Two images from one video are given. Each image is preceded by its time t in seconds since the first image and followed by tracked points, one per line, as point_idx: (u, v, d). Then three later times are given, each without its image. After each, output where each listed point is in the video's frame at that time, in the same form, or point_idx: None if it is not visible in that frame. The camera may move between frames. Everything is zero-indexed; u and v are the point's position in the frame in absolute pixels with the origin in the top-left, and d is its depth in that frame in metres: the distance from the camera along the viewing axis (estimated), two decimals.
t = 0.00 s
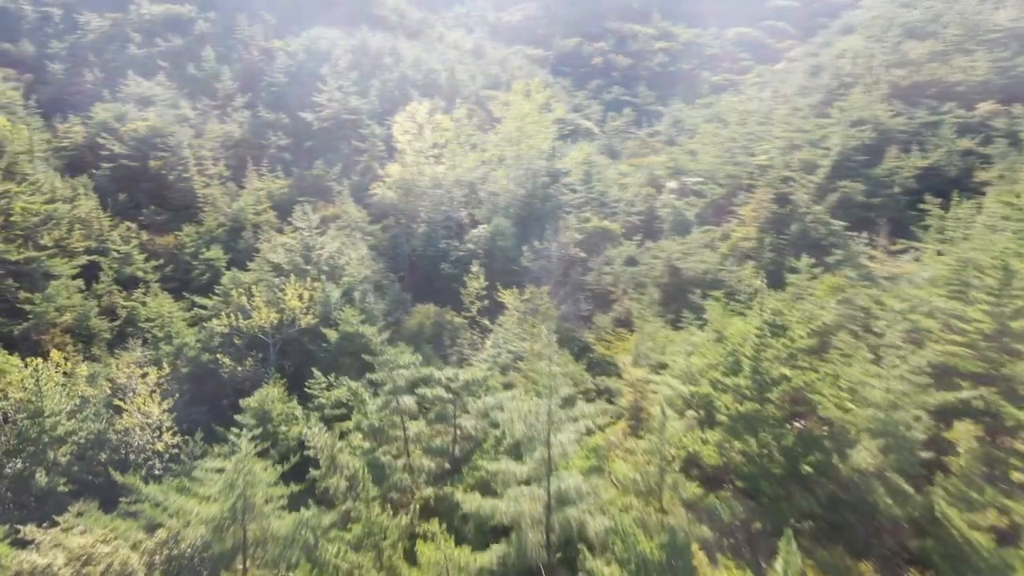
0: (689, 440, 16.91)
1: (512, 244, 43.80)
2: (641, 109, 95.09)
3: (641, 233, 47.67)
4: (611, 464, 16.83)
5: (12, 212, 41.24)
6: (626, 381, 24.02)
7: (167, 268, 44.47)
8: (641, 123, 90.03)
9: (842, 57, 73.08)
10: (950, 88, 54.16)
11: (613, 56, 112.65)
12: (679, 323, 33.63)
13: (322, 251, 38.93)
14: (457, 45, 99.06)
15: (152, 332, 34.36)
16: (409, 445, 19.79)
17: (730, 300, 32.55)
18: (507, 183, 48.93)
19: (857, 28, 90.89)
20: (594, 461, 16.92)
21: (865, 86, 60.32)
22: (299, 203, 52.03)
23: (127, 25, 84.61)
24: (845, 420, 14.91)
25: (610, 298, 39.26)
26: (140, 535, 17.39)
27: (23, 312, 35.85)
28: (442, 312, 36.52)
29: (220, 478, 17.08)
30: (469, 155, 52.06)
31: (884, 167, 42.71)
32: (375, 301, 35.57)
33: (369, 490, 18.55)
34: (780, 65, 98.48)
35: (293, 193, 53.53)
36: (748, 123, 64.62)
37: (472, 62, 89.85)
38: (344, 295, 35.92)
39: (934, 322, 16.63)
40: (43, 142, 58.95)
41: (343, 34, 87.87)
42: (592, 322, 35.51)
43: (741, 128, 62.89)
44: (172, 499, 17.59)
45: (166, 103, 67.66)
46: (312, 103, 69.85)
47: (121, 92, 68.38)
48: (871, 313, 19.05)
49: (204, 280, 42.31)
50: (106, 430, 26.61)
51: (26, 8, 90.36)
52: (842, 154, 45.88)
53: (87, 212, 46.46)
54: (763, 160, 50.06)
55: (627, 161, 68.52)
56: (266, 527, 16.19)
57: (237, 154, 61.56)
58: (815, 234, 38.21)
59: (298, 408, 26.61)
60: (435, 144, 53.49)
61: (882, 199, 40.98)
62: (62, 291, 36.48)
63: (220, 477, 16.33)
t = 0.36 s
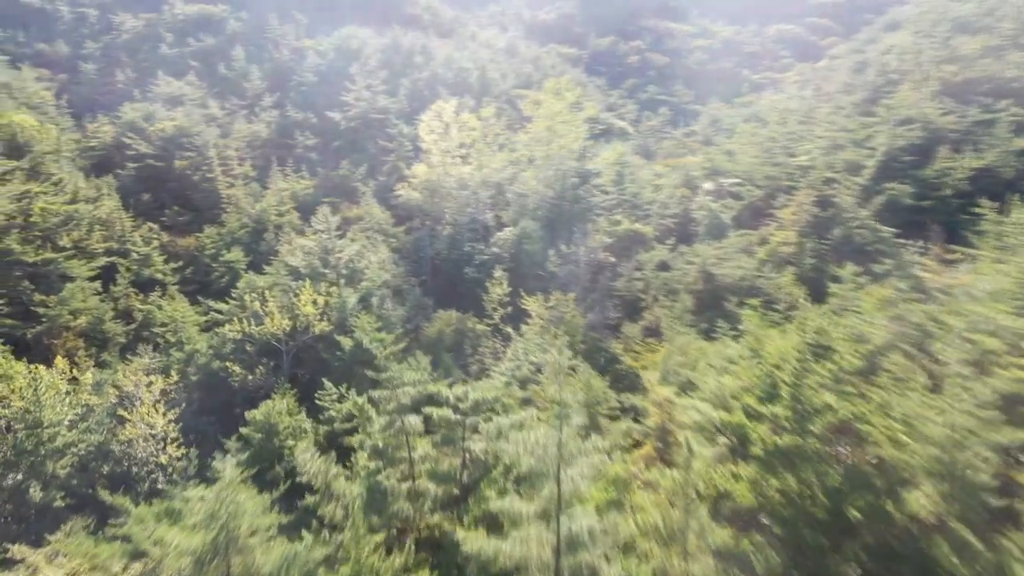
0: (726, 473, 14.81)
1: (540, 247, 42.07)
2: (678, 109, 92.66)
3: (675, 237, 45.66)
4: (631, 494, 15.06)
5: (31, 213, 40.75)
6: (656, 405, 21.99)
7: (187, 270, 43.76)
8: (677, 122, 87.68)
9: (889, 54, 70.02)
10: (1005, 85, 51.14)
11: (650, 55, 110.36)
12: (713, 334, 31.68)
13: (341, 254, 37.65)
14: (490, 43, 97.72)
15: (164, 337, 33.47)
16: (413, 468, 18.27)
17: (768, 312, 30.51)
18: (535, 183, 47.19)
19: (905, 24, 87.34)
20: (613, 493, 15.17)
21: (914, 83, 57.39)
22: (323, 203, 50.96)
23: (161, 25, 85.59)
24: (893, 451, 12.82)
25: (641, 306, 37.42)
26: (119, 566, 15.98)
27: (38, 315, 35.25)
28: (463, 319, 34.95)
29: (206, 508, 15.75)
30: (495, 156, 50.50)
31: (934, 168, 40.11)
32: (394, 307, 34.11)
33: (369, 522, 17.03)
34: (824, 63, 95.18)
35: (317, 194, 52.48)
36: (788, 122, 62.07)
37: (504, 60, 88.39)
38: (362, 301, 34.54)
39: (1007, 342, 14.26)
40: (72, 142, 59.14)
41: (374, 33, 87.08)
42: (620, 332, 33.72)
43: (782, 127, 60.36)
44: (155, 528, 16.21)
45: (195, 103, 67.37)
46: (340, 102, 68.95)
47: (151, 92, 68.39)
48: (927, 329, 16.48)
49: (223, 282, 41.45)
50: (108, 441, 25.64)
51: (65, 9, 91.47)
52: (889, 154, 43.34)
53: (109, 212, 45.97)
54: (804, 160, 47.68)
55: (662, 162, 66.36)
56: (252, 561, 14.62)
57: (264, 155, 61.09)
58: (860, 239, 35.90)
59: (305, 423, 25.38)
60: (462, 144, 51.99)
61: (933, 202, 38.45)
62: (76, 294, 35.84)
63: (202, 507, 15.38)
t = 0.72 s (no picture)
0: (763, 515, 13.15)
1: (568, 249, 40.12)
2: (716, 108, 90.09)
3: (710, 241, 43.67)
4: (654, 535, 13.60)
5: (49, 213, 40.01)
6: (686, 435, 20.11)
7: (206, 273, 42.83)
8: (715, 121, 85.12)
9: (939, 50, 66.82)
10: None
11: (687, 53, 107.82)
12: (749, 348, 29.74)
13: (359, 258, 36.36)
14: (523, 41, 96.13)
15: (176, 343, 32.40)
16: (414, 495, 16.78)
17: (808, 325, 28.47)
18: (563, 182, 45.34)
19: (955, 18, 83.63)
20: (631, 534, 13.82)
21: (966, 78, 54.34)
22: (346, 204, 49.82)
23: (193, 25, 85.64)
24: (955, 500, 10.93)
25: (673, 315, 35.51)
26: None
27: (50, 318, 34.50)
28: (485, 326, 33.44)
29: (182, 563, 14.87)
30: (523, 155, 48.78)
31: (990, 170, 37.47)
32: (413, 314, 32.66)
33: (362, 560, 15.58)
34: (869, 60, 91.83)
35: (342, 194, 51.38)
36: (831, 121, 59.43)
37: (537, 58, 86.68)
38: (380, 307, 33.08)
39: None
40: (100, 141, 58.84)
41: (405, 31, 86.02)
42: (650, 343, 31.92)
43: (824, 126, 57.81)
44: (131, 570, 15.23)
45: (224, 102, 66.75)
46: (369, 101, 67.87)
47: (181, 92, 68.01)
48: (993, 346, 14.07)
49: (242, 285, 40.38)
50: (107, 453, 24.52)
51: (100, 10, 92.01)
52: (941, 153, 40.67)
53: (129, 213, 45.19)
54: (848, 160, 45.23)
55: (698, 162, 64.11)
56: None
57: (290, 155, 60.15)
58: (909, 244, 33.53)
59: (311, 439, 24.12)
60: (488, 144, 50.44)
61: (989, 206, 35.88)
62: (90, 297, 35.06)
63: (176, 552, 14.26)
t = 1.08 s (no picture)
0: None
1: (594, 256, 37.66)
2: (754, 107, 87.24)
3: (746, 245, 41.59)
4: None
5: (65, 214, 39.31)
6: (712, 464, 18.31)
7: (224, 276, 41.81)
8: (753, 121, 82.31)
9: (992, 45, 63.44)
10: None
11: (725, 50, 104.94)
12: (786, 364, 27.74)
13: (376, 262, 34.91)
14: (555, 38, 94.21)
15: (185, 349, 31.25)
16: (412, 532, 15.03)
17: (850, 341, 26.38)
18: (593, 181, 43.15)
19: (1009, 13, 79.76)
20: None
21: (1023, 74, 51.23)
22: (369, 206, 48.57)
23: (223, 24, 85.25)
24: None
25: (706, 325, 33.43)
26: None
27: (60, 323, 33.69)
28: (505, 335, 31.82)
29: None
30: (550, 155, 46.80)
31: None
32: (429, 322, 30.95)
33: None
34: (915, 56, 88.17)
35: (365, 195, 50.13)
36: (876, 120, 56.62)
37: (569, 55, 84.73)
38: (396, 314, 31.48)
39: None
40: (125, 142, 58.35)
41: (435, 29, 84.60)
42: (679, 355, 30.14)
43: (868, 125, 55.09)
44: None
45: (250, 102, 65.95)
46: (396, 100, 66.58)
47: (208, 92, 67.45)
48: None
49: (258, 289, 39.17)
50: (102, 468, 23.38)
51: (133, 10, 92.15)
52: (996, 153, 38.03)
53: (146, 215, 44.37)
54: (894, 161, 42.69)
55: (735, 163, 61.76)
56: None
57: (314, 155, 59.01)
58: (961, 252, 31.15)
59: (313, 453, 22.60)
60: (514, 143, 48.68)
61: None
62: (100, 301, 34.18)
63: None
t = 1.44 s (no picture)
0: None
1: (616, 263, 35.40)
2: (790, 105, 84.28)
3: (780, 252, 39.52)
4: None
5: (75, 215, 38.52)
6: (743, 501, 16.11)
7: (237, 280, 40.70)
8: (789, 120, 79.48)
9: None
10: None
11: (760, 48, 102.00)
12: (824, 383, 25.76)
13: (389, 267, 33.30)
14: (585, 36, 92.17)
15: (188, 357, 30.01)
16: None
17: (892, 361, 24.33)
18: (618, 180, 40.19)
19: None
20: None
21: None
22: (387, 209, 47.29)
23: (250, 24, 84.63)
24: None
25: (736, 337, 31.40)
26: None
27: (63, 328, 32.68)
28: (523, 345, 30.19)
29: None
30: (575, 154, 44.73)
31: None
32: (441, 330, 29.05)
33: None
34: (960, 54, 84.59)
35: (384, 197, 48.82)
36: (920, 118, 53.81)
37: (598, 52, 82.63)
38: (405, 323, 29.63)
39: None
40: (145, 142, 57.75)
41: (461, 27, 83.04)
42: (710, 368, 28.26)
43: (911, 124, 52.38)
44: None
45: (273, 102, 65.04)
46: (420, 100, 65.21)
47: (231, 91, 66.69)
48: None
49: (269, 294, 37.87)
50: (91, 486, 22.25)
51: (162, 10, 91.93)
52: None
53: (160, 216, 43.44)
54: (940, 161, 40.15)
55: (769, 164, 59.44)
56: None
57: (337, 157, 58.23)
58: (1015, 261, 28.82)
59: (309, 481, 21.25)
60: (539, 143, 46.43)
61: None
62: (105, 305, 33.16)
63: None
